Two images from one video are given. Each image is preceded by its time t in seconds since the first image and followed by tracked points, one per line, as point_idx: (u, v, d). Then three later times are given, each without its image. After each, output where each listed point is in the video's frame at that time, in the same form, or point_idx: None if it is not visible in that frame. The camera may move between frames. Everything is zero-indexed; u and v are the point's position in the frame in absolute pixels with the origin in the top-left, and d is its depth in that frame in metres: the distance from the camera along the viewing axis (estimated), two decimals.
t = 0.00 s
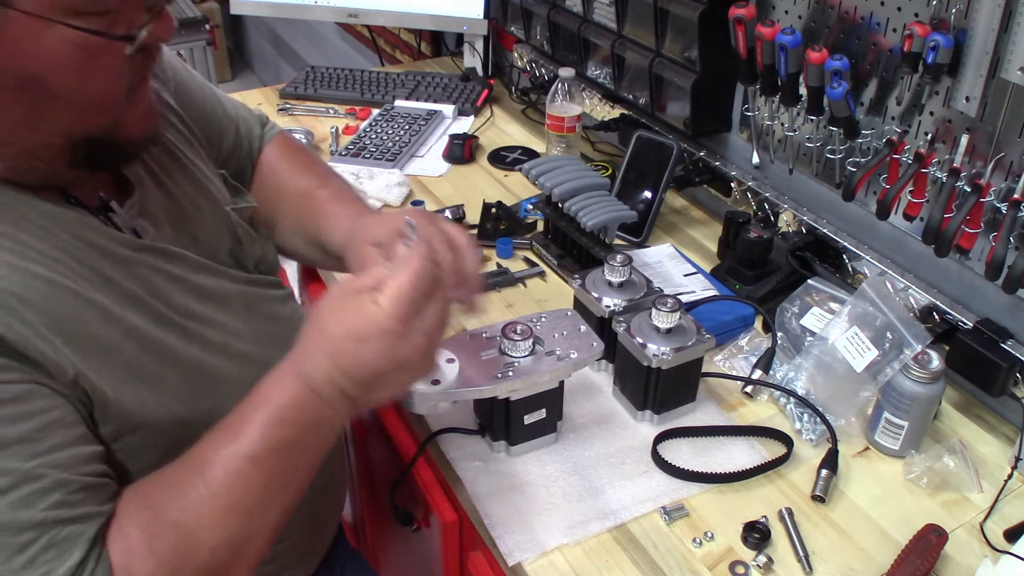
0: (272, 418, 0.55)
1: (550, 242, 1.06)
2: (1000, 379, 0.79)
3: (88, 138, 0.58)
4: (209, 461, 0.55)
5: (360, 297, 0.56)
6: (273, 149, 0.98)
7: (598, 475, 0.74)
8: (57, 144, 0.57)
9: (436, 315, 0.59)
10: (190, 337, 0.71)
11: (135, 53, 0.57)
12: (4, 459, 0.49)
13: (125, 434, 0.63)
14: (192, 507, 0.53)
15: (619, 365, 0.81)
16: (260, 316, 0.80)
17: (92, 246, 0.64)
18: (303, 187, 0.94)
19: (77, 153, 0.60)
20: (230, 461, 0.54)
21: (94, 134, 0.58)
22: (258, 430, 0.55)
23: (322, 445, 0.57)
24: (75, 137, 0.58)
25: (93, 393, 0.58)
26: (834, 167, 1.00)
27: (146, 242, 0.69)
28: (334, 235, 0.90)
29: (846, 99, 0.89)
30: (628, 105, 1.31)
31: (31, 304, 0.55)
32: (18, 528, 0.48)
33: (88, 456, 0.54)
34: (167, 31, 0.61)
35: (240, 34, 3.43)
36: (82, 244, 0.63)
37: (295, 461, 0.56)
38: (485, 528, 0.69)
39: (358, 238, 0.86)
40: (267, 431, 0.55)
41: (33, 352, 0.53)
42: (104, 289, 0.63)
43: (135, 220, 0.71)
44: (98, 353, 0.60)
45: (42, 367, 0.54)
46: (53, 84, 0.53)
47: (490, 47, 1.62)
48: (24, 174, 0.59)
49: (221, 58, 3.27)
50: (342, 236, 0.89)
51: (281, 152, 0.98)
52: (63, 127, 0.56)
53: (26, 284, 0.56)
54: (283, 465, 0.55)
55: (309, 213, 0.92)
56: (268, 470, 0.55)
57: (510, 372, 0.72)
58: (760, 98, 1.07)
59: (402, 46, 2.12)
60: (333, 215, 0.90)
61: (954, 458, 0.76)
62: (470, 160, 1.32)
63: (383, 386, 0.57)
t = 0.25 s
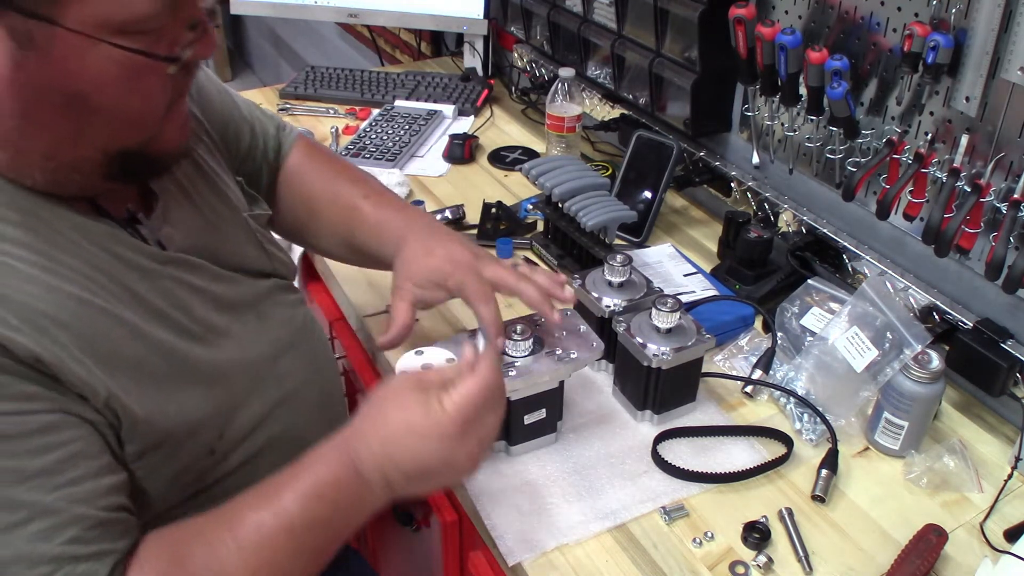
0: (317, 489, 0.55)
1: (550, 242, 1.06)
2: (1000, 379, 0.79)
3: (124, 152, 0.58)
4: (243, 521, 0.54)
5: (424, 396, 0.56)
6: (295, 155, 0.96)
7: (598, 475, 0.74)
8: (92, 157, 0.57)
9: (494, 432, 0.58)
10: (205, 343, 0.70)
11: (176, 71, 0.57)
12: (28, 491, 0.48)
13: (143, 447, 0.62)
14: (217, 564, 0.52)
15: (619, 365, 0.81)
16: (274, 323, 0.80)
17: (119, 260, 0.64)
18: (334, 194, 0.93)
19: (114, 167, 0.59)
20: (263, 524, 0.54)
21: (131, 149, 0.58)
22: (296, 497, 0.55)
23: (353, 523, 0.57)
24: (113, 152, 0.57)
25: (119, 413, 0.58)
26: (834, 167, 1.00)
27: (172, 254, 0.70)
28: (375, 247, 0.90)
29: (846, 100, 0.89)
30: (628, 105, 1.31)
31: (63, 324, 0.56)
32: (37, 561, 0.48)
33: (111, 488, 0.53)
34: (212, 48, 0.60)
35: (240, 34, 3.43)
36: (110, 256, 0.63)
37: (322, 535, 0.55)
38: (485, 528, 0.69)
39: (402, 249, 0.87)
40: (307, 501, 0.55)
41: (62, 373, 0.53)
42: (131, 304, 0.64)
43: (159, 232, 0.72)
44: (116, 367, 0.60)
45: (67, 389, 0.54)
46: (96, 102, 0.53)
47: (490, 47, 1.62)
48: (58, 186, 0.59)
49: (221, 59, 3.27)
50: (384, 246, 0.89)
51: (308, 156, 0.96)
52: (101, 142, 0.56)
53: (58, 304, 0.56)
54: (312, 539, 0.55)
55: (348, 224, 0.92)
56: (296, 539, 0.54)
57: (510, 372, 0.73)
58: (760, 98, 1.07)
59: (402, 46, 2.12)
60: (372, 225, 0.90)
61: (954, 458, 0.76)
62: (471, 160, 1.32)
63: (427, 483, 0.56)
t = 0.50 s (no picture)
0: (336, 518, 0.60)
1: (550, 242, 1.06)
2: (1000, 379, 0.79)
3: (170, 161, 0.59)
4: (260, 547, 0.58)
5: (445, 442, 0.64)
6: (324, 155, 0.97)
7: (598, 475, 0.74)
8: (138, 166, 0.58)
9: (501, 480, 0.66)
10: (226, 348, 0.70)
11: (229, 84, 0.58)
12: (57, 504, 0.49)
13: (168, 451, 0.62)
14: None
15: (619, 365, 0.81)
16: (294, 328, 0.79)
17: (152, 266, 0.64)
18: (360, 202, 0.95)
19: (158, 175, 0.60)
20: (278, 552, 0.58)
21: (177, 158, 0.59)
22: (313, 526, 0.59)
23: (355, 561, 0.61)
24: (160, 160, 0.58)
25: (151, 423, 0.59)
26: (834, 167, 1.00)
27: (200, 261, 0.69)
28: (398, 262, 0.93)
29: (846, 100, 0.89)
30: (628, 105, 1.31)
31: (102, 332, 0.56)
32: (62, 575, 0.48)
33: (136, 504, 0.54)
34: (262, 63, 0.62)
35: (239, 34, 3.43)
36: (144, 263, 0.63)
37: (326, 568, 0.59)
38: (485, 528, 0.69)
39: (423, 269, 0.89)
40: (325, 527, 0.59)
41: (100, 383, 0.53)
42: (163, 311, 0.63)
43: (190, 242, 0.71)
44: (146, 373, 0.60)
45: (104, 402, 0.54)
46: (151, 112, 0.54)
47: (490, 47, 1.62)
48: (100, 190, 0.59)
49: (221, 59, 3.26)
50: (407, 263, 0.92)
51: (335, 156, 0.98)
52: (150, 151, 0.57)
53: (98, 312, 0.56)
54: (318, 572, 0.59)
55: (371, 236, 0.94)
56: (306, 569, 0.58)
57: (511, 372, 0.74)
58: (760, 98, 1.07)
59: (402, 46, 2.12)
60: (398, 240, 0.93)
61: (954, 458, 0.76)
62: (471, 160, 1.32)
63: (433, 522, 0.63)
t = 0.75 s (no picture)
0: (354, 516, 0.61)
1: (550, 242, 1.06)
2: (1000, 379, 0.79)
3: (199, 164, 0.59)
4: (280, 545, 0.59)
5: (460, 442, 0.66)
6: (331, 163, 0.98)
7: (598, 475, 0.74)
8: (169, 168, 0.58)
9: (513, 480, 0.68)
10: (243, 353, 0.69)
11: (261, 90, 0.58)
12: (89, 501, 0.49)
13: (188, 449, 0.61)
14: None
15: (619, 365, 0.81)
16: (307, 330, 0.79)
17: (177, 267, 0.63)
18: (363, 215, 0.96)
19: (185, 176, 0.60)
20: (298, 549, 0.59)
21: (206, 162, 0.59)
22: (332, 524, 0.61)
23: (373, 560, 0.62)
24: (190, 164, 0.59)
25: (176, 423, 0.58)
26: (834, 168, 1.00)
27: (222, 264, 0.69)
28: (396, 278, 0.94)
29: (846, 99, 0.89)
30: (628, 105, 1.31)
31: (130, 330, 0.55)
32: (90, 570, 0.49)
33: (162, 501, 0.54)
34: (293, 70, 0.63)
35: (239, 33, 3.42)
36: (170, 264, 0.62)
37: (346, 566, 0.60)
38: (485, 529, 0.69)
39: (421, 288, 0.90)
40: (343, 525, 0.61)
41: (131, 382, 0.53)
42: (188, 313, 0.62)
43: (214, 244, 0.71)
44: (173, 372, 0.59)
45: (133, 402, 0.54)
46: (186, 117, 0.54)
47: (490, 47, 1.62)
48: (129, 191, 0.59)
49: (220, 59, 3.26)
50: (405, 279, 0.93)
51: (342, 166, 0.98)
52: (181, 154, 0.57)
53: (126, 312, 0.55)
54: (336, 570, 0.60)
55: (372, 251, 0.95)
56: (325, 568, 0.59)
57: (510, 369, 0.74)
58: (760, 98, 1.07)
59: (402, 46, 2.12)
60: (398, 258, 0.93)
61: (954, 458, 0.76)
62: (471, 160, 1.32)
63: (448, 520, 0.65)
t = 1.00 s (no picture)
0: (379, 499, 0.62)
1: (550, 242, 1.06)
2: (1000, 379, 0.79)
3: (219, 175, 0.59)
4: (308, 532, 0.59)
5: (479, 425, 0.68)
6: (333, 176, 0.98)
7: (598, 475, 0.74)
8: (189, 179, 0.58)
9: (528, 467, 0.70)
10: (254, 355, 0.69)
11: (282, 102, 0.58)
12: (117, 493, 0.49)
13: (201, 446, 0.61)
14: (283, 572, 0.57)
15: (619, 365, 0.81)
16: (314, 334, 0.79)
17: (190, 271, 0.63)
18: (364, 229, 0.96)
19: (206, 187, 0.60)
20: (326, 535, 0.59)
21: (226, 173, 0.59)
22: (357, 510, 0.61)
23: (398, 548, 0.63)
24: (210, 174, 0.59)
25: (191, 422, 0.58)
26: (834, 168, 1.00)
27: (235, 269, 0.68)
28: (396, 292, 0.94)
29: (846, 99, 0.89)
30: (628, 105, 1.31)
31: (153, 334, 0.56)
32: (120, 562, 0.49)
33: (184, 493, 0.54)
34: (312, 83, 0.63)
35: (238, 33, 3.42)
36: (184, 267, 0.62)
37: (373, 549, 0.61)
38: (485, 529, 0.69)
39: (418, 306, 0.90)
40: (368, 509, 0.61)
41: (148, 378, 0.53)
42: (203, 315, 0.63)
43: (225, 248, 0.71)
44: (188, 373, 0.59)
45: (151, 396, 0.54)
46: (210, 129, 0.55)
47: (490, 47, 1.62)
48: (150, 202, 0.59)
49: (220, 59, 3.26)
50: (404, 295, 0.93)
51: (343, 179, 0.98)
52: (203, 164, 0.57)
53: (145, 313, 0.55)
54: (363, 556, 0.60)
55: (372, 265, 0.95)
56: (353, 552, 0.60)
57: (508, 354, 0.74)
58: (760, 98, 1.07)
59: (402, 46, 2.12)
60: (397, 273, 0.93)
61: (954, 458, 0.76)
62: (471, 160, 1.32)
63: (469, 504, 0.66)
